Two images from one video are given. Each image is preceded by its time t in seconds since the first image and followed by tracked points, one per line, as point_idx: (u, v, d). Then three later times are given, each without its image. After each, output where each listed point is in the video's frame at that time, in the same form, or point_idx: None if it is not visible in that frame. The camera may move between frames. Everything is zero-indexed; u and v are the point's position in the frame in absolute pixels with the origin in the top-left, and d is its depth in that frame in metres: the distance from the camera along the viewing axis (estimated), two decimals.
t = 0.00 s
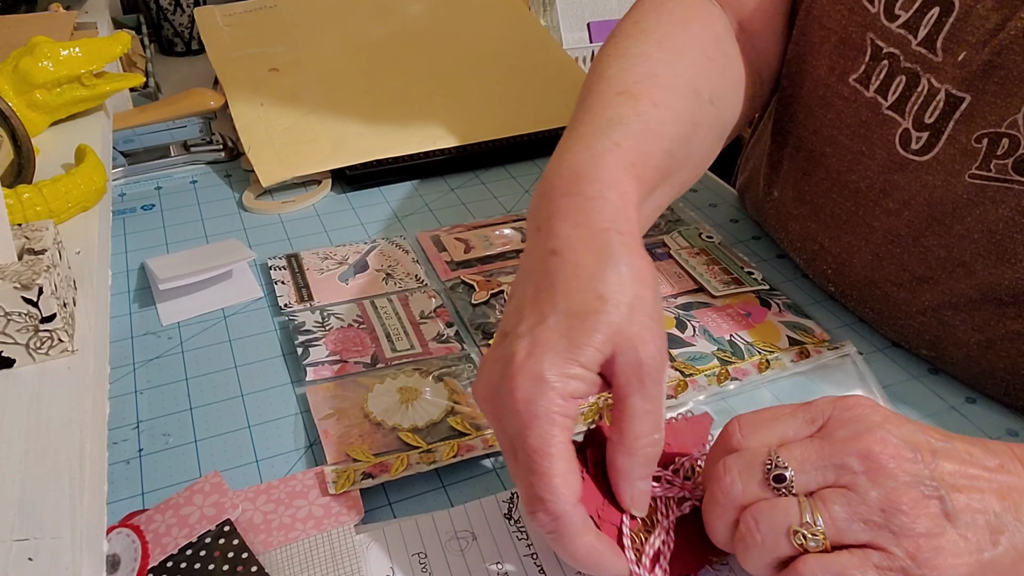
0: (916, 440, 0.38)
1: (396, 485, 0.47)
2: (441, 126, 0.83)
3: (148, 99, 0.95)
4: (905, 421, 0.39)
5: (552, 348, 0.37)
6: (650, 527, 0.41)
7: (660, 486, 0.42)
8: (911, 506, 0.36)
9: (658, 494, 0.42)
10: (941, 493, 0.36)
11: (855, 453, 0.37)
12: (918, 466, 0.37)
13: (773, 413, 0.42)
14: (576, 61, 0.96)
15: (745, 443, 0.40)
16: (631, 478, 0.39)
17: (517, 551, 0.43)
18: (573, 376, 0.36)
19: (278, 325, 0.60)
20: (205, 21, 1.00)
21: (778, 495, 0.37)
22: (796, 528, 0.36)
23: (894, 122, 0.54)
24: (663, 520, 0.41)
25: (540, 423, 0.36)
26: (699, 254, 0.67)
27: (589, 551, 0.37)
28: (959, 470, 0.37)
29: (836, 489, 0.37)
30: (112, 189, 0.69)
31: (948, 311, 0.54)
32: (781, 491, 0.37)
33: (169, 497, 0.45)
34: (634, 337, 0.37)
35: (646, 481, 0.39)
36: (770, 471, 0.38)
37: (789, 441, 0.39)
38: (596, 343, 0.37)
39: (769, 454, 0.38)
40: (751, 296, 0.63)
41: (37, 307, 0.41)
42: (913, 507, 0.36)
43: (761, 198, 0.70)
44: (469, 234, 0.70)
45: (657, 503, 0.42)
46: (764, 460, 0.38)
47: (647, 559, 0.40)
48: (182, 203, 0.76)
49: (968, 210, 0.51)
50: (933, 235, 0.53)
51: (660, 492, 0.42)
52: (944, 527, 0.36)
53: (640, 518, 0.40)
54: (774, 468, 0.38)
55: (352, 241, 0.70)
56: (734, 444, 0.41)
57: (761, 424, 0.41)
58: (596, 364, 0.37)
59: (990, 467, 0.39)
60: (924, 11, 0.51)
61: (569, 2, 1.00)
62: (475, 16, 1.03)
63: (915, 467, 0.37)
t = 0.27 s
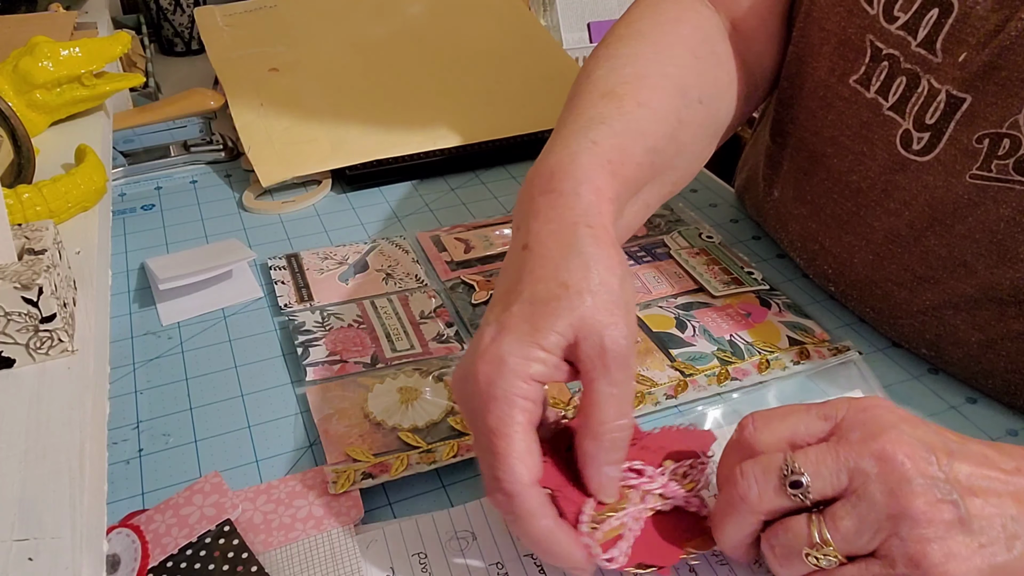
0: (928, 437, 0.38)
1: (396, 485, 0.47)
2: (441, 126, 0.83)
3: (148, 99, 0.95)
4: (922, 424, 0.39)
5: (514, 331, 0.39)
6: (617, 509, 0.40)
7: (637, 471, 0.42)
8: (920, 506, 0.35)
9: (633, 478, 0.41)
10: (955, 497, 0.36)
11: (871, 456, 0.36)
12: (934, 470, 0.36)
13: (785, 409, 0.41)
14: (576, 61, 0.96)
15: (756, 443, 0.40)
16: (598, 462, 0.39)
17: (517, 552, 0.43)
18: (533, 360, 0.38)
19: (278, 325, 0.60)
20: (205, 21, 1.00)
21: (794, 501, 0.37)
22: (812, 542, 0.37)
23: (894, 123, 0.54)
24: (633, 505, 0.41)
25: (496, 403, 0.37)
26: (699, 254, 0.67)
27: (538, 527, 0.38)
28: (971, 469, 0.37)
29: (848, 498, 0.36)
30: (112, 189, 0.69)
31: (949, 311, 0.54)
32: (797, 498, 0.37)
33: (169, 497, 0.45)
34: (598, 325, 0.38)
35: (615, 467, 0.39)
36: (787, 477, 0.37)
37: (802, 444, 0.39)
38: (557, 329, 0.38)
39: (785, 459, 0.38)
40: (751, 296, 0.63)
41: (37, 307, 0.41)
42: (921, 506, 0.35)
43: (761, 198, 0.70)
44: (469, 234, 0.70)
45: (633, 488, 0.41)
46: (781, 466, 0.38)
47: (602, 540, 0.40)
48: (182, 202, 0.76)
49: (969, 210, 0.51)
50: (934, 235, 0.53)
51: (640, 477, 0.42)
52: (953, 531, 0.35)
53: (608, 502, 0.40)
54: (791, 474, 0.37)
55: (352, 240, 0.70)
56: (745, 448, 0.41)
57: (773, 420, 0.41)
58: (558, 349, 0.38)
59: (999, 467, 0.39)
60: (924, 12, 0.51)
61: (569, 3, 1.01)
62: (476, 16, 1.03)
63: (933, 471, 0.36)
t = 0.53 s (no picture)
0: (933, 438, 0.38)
1: (396, 485, 0.47)
2: (440, 127, 0.83)
3: (148, 99, 0.95)
4: (966, 437, 0.37)
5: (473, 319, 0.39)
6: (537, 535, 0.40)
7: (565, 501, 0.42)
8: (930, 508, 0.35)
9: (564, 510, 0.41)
10: (994, 522, 0.34)
11: (904, 483, 0.35)
12: (972, 494, 0.34)
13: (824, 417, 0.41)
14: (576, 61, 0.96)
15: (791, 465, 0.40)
16: (527, 475, 0.38)
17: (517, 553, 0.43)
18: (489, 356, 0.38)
19: (278, 324, 0.60)
20: (205, 21, 1.00)
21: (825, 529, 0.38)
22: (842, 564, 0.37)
23: (896, 122, 0.54)
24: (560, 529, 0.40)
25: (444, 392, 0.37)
26: (699, 254, 0.67)
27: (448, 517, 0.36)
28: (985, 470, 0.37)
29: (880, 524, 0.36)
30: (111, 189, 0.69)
31: (951, 309, 0.54)
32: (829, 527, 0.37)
33: (169, 497, 0.45)
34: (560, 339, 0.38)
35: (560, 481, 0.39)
36: (818, 507, 0.38)
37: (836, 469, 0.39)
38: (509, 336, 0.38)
39: (815, 488, 0.38)
40: (751, 296, 0.63)
41: (37, 306, 0.41)
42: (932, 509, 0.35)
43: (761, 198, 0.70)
44: (469, 234, 0.70)
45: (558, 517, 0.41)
46: (811, 496, 0.38)
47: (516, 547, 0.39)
48: (182, 202, 0.76)
49: (971, 208, 0.51)
50: (936, 234, 0.53)
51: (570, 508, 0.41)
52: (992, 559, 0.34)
53: (533, 520, 0.40)
54: (822, 504, 0.37)
55: (352, 240, 0.70)
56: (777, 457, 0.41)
57: (806, 433, 0.40)
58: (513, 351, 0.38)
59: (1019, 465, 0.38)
60: (925, 11, 0.50)
61: (569, 3, 1.01)
62: (476, 16, 1.03)
63: (970, 496, 0.34)
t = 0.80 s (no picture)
0: (934, 437, 0.38)
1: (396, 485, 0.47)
2: (440, 127, 0.83)
3: (147, 99, 0.95)
4: (971, 436, 0.38)
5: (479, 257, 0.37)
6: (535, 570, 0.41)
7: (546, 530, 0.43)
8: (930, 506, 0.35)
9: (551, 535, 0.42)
10: (1002, 517, 0.36)
11: (919, 480, 0.36)
12: (980, 490, 0.36)
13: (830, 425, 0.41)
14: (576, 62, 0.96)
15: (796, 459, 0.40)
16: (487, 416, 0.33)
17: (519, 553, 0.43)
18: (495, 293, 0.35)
19: (278, 324, 0.60)
20: (205, 21, 1.00)
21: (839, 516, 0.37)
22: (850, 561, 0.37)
23: (900, 123, 0.54)
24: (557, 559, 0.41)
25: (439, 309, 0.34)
26: (699, 254, 0.67)
27: (422, 447, 0.33)
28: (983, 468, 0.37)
29: (890, 519, 0.37)
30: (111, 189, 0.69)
31: (953, 310, 0.54)
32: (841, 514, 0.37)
33: (169, 497, 0.45)
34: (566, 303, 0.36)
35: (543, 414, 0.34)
36: (833, 495, 0.37)
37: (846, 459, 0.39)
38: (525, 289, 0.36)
39: (830, 476, 0.37)
40: (751, 296, 0.63)
41: (37, 307, 0.41)
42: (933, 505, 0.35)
43: (762, 198, 0.70)
44: (469, 234, 0.70)
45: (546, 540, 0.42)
46: (825, 483, 0.37)
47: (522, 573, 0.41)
48: (181, 202, 0.76)
49: (975, 210, 0.51)
50: (939, 235, 0.53)
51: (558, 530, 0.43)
52: (1000, 553, 0.35)
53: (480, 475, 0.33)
54: (837, 492, 0.37)
55: (352, 240, 0.70)
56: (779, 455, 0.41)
57: (816, 439, 0.40)
58: (517, 299, 0.36)
59: None
60: (929, 14, 0.50)
61: (569, 3, 1.01)
62: (476, 16, 1.03)
63: (978, 493, 0.36)
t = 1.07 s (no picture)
0: (931, 434, 0.38)
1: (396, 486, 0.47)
2: (440, 126, 0.83)
3: (147, 99, 0.95)
4: (936, 432, 0.38)
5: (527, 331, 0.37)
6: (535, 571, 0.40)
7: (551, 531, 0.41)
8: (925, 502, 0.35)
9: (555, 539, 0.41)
10: (970, 511, 0.35)
11: (878, 482, 0.36)
12: (943, 487, 0.35)
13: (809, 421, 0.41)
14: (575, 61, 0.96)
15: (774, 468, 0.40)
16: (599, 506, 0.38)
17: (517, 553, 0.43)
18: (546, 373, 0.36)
19: (278, 324, 0.60)
20: (205, 21, 1.00)
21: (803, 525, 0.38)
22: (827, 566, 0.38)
23: (897, 124, 0.54)
24: (554, 559, 0.40)
25: (499, 423, 0.35)
26: (699, 254, 0.67)
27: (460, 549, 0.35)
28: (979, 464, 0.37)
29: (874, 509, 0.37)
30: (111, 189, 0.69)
31: (952, 309, 0.54)
32: (807, 523, 0.38)
33: (169, 497, 0.45)
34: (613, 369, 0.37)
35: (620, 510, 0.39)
36: (797, 504, 0.38)
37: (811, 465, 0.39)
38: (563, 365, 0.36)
39: (794, 484, 0.38)
40: (751, 296, 0.63)
41: (37, 307, 0.41)
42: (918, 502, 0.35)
43: (762, 198, 0.70)
44: (469, 234, 0.70)
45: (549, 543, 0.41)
46: (789, 492, 0.38)
47: None
48: (181, 202, 0.76)
49: (974, 209, 0.51)
50: (938, 234, 0.53)
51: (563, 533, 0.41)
52: (971, 546, 0.35)
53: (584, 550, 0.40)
54: (801, 501, 0.38)
55: (352, 240, 0.70)
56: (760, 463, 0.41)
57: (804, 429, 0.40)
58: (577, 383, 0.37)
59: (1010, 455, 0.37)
60: (927, 14, 0.50)
61: (569, 2, 1.01)
62: (476, 16, 1.03)
63: (943, 489, 0.35)
